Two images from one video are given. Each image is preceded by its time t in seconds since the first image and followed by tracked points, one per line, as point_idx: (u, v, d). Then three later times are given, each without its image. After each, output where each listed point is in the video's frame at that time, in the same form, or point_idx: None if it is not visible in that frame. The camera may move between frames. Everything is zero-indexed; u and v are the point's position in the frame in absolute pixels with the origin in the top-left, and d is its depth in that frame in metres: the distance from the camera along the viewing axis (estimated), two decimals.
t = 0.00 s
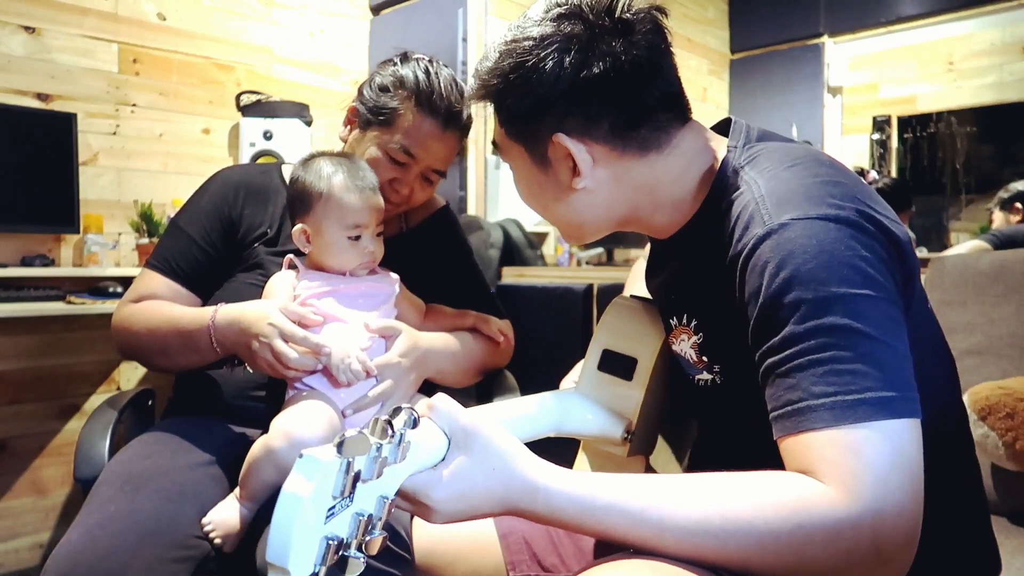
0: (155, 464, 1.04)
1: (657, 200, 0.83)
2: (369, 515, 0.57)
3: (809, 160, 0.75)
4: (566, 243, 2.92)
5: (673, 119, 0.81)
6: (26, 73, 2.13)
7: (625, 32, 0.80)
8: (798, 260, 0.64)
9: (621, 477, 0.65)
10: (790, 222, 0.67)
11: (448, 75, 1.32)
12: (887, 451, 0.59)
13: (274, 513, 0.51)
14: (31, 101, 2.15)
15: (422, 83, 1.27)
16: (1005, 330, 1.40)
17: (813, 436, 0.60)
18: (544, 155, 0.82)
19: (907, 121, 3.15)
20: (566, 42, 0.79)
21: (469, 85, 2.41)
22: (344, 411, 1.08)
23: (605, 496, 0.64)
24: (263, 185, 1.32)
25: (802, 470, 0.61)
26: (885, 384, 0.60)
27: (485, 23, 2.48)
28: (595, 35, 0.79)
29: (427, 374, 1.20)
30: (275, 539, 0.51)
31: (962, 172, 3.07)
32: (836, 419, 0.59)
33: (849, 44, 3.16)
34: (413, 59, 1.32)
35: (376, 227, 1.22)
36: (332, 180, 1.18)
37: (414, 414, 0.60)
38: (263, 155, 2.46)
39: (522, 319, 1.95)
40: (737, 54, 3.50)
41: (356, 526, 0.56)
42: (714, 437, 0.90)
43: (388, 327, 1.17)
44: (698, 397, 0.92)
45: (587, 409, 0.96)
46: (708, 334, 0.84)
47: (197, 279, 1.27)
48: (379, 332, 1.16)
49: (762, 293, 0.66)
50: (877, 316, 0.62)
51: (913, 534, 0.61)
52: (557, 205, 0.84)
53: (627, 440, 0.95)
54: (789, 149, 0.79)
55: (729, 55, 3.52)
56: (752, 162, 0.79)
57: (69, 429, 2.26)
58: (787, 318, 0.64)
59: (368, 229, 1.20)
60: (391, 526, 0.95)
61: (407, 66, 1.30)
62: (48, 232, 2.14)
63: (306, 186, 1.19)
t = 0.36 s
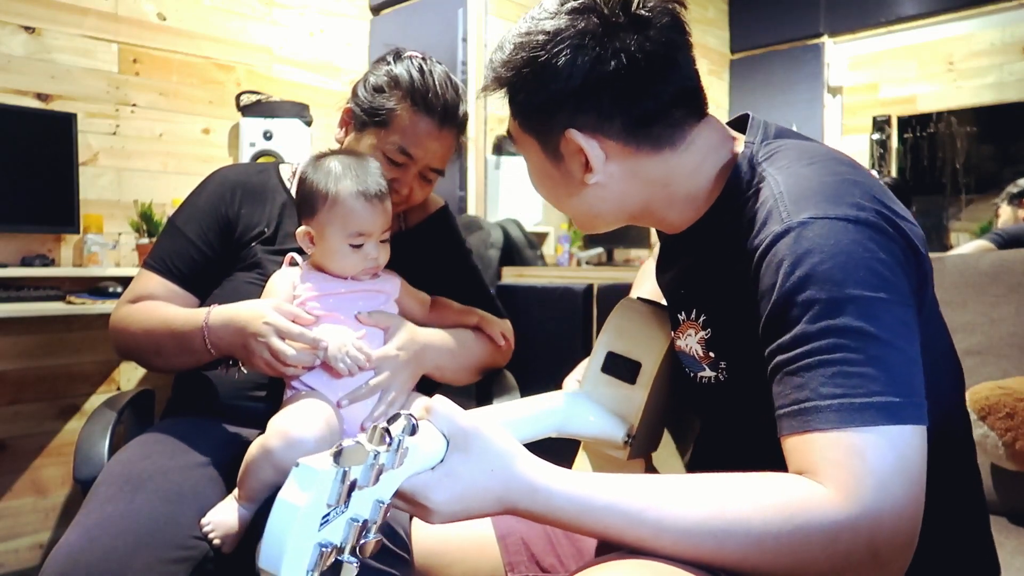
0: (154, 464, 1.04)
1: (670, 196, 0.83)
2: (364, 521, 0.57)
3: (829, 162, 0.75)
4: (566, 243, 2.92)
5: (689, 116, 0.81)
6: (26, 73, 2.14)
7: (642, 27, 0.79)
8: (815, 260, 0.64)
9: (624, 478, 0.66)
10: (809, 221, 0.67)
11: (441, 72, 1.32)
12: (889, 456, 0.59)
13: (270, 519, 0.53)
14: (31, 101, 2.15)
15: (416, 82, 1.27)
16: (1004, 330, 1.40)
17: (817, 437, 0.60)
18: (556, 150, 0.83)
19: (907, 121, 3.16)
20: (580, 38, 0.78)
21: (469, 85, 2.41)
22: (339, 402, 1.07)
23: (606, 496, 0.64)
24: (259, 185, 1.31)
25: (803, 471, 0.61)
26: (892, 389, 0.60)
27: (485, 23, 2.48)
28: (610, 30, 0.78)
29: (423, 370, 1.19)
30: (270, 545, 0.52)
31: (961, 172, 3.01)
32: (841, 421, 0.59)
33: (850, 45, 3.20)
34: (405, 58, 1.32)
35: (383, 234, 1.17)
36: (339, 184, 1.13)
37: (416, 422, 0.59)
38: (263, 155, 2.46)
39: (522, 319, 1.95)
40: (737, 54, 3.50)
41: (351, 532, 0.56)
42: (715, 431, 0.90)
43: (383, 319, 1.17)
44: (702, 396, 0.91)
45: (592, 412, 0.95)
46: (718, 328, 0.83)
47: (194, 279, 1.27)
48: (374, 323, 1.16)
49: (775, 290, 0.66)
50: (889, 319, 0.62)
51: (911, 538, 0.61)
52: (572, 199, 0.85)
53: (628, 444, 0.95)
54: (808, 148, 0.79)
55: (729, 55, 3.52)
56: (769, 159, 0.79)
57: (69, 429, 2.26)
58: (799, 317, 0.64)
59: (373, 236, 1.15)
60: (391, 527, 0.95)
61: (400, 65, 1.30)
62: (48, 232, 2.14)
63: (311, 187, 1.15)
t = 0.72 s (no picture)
0: (153, 464, 1.04)
1: (709, 185, 0.82)
2: (376, 537, 0.58)
3: (884, 171, 0.75)
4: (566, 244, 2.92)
5: (737, 104, 0.80)
6: (25, 73, 2.14)
7: (693, 4, 0.77)
8: (864, 270, 0.65)
9: (641, 483, 0.66)
10: (859, 232, 0.68)
11: (440, 69, 1.32)
12: (916, 475, 0.60)
13: (284, 542, 0.55)
14: (31, 102, 2.15)
15: (418, 81, 1.27)
16: (1005, 330, 1.40)
17: (846, 449, 0.62)
18: (599, 129, 0.81)
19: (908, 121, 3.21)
20: (635, 12, 0.76)
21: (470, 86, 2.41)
22: (342, 375, 1.08)
23: (620, 501, 0.64)
24: (259, 185, 1.30)
25: (829, 483, 0.62)
26: (926, 410, 0.61)
27: (485, 23, 2.49)
28: (666, 6, 0.77)
29: (424, 354, 1.20)
30: (283, 563, 0.55)
31: (962, 172, 3.05)
32: (872, 435, 0.61)
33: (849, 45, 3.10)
34: (404, 56, 1.31)
35: (398, 243, 1.15)
36: (359, 190, 1.10)
37: (429, 437, 0.60)
38: (263, 156, 2.46)
39: (522, 319, 1.95)
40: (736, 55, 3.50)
41: (362, 549, 0.57)
42: (727, 427, 0.90)
43: (383, 298, 1.16)
44: (719, 396, 0.90)
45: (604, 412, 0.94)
46: (749, 328, 0.82)
47: (194, 279, 1.27)
48: (374, 304, 1.15)
49: (824, 296, 0.68)
50: (933, 336, 0.63)
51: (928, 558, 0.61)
52: (609, 180, 0.84)
53: (638, 447, 0.93)
54: (861, 151, 0.79)
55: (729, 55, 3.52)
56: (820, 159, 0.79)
57: (69, 429, 2.26)
58: (843, 325, 0.65)
59: (388, 246, 1.13)
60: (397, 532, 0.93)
61: (400, 64, 1.29)
62: (48, 233, 2.14)
63: (329, 190, 1.12)
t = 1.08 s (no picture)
0: (157, 464, 1.04)
1: (717, 190, 0.82)
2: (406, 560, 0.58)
3: (898, 176, 0.75)
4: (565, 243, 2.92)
5: (745, 108, 0.80)
6: (25, 73, 2.13)
7: (702, 5, 0.78)
8: (883, 280, 0.65)
9: (661, 496, 0.68)
10: (876, 241, 0.68)
11: (451, 71, 1.31)
12: (940, 487, 0.60)
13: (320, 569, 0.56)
14: (31, 101, 2.15)
15: (431, 84, 1.26)
16: (1005, 330, 1.40)
17: (871, 463, 0.62)
18: (607, 135, 0.82)
19: (908, 121, 3.21)
20: (644, 15, 0.76)
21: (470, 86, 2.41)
22: (349, 365, 1.09)
23: (644, 516, 0.66)
24: (268, 187, 1.30)
25: (852, 497, 0.64)
26: (949, 421, 0.61)
27: (485, 23, 2.49)
28: (674, 8, 0.77)
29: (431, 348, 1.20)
30: None
31: (961, 172, 3.05)
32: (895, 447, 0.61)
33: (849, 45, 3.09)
34: (415, 58, 1.30)
35: (403, 246, 1.14)
36: (360, 195, 1.09)
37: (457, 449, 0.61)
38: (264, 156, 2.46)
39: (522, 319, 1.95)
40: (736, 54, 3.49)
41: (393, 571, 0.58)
42: (739, 434, 0.90)
43: (391, 290, 1.16)
44: (728, 403, 0.91)
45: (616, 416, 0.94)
46: (761, 338, 0.82)
47: (199, 282, 1.27)
48: (381, 297, 1.15)
49: (844, 306, 0.68)
50: (954, 345, 0.63)
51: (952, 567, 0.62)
52: (617, 186, 0.84)
53: (649, 449, 0.94)
54: (873, 155, 0.79)
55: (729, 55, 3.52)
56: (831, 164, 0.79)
57: (69, 429, 2.26)
58: (864, 336, 0.66)
59: (392, 249, 1.13)
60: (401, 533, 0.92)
61: (412, 66, 1.28)
62: (47, 233, 2.14)
63: (332, 195, 1.11)
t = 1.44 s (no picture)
0: (156, 465, 1.04)
1: (692, 198, 0.82)
2: (396, 552, 0.58)
3: (863, 173, 0.76)
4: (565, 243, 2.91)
5: (715, 114, 0.80)
6: (25, 73, 2.14)
7: (663, 17, 0.77)
8: (852, 279, 0.65)
9: (648, 500, 0.67)
10: (844, 239, 0.68)
11: (449, 71, 1.32)
12: (926, 482, 0.60)
13: (310, 563, 0.54)
14: (31, 102, 2.15)
15: (431, 83, 1.26)
16: (1005, 330, 1.39)
17: (855, 462, 0.62)
18: (578, 150, 0.81)
19: (907, 121, 3.17)
20: (604, 29, 0.77)
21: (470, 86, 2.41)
22: (350, 361, 1.08)
23: (636, 521, 0.65)
24: (264, 188, 1.29)
25: (841, 496, 0.63)
26: (928, 413, 0.61)
27: (485, 23, 2.48)
28: (635, 21, 0.77)
29: (433, 348, 1.20)
30: None
31: (962, 172, 3.03)
32: (880, 445, 0.61)
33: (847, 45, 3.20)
34: (413, 58, 1.31)
35: (418, 246, 1.15)
36: (377, 194, 1.10)
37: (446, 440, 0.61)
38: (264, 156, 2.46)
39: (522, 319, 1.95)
40: (737, 54, 3.49)
41: (384, 564, 0.58)
42: (731, 437, 0.90)
43: (395, 289, 1.16)
44: (720, 405, 0.91)
45: (607, 414, 0.94)
46: (739, 342, 0.83)
47: (195, 283, 1.27)
48: (385, 295, 1.15)
49: (814, 307, 0.67)
50: (926, 340, 0.63)
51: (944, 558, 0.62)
52: (592, 199, 0.84)
53: (643, 448, 0.94)
54: (838, 154, 0.79)
55: (729, 55, 3.53)
56: (798, 164, 0.79)
57: (69, 429, 2.26)
58: (838, 336, 0.65)
59: (407, 248, 1.13)
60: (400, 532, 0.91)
61: (411, 66, 1.28)
62: (47, 233, 2.14)
63: (351, 191, 1.12)
